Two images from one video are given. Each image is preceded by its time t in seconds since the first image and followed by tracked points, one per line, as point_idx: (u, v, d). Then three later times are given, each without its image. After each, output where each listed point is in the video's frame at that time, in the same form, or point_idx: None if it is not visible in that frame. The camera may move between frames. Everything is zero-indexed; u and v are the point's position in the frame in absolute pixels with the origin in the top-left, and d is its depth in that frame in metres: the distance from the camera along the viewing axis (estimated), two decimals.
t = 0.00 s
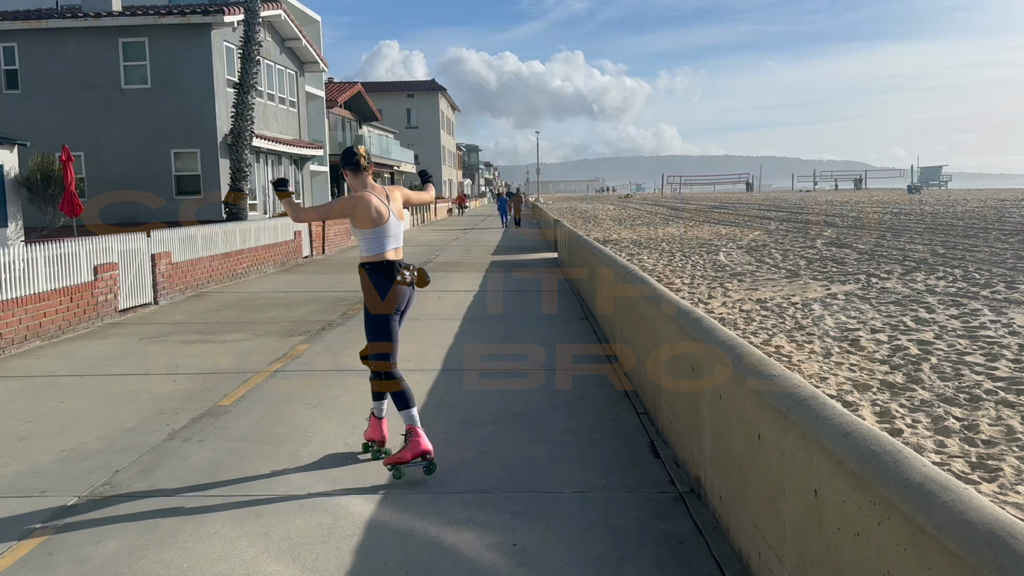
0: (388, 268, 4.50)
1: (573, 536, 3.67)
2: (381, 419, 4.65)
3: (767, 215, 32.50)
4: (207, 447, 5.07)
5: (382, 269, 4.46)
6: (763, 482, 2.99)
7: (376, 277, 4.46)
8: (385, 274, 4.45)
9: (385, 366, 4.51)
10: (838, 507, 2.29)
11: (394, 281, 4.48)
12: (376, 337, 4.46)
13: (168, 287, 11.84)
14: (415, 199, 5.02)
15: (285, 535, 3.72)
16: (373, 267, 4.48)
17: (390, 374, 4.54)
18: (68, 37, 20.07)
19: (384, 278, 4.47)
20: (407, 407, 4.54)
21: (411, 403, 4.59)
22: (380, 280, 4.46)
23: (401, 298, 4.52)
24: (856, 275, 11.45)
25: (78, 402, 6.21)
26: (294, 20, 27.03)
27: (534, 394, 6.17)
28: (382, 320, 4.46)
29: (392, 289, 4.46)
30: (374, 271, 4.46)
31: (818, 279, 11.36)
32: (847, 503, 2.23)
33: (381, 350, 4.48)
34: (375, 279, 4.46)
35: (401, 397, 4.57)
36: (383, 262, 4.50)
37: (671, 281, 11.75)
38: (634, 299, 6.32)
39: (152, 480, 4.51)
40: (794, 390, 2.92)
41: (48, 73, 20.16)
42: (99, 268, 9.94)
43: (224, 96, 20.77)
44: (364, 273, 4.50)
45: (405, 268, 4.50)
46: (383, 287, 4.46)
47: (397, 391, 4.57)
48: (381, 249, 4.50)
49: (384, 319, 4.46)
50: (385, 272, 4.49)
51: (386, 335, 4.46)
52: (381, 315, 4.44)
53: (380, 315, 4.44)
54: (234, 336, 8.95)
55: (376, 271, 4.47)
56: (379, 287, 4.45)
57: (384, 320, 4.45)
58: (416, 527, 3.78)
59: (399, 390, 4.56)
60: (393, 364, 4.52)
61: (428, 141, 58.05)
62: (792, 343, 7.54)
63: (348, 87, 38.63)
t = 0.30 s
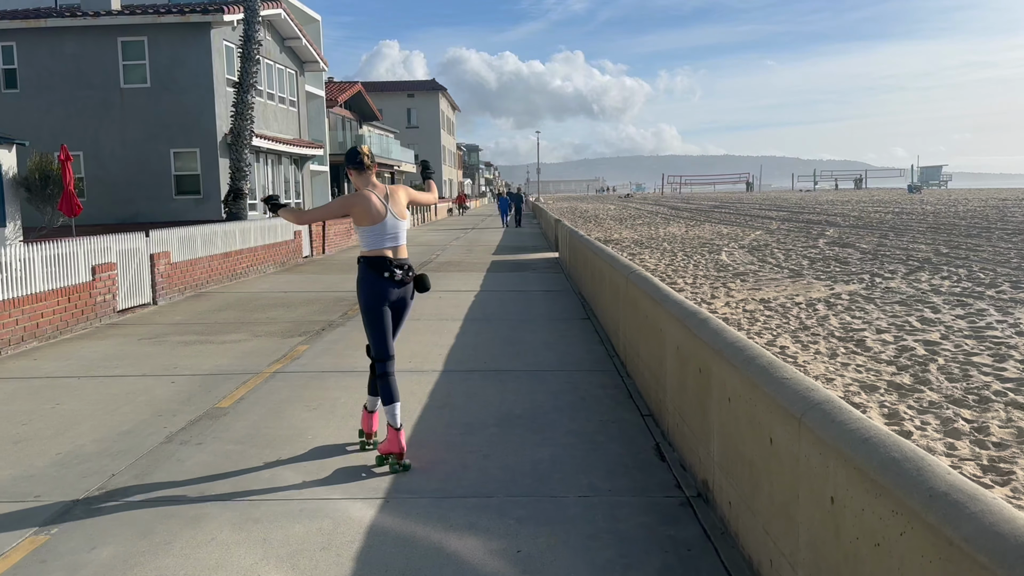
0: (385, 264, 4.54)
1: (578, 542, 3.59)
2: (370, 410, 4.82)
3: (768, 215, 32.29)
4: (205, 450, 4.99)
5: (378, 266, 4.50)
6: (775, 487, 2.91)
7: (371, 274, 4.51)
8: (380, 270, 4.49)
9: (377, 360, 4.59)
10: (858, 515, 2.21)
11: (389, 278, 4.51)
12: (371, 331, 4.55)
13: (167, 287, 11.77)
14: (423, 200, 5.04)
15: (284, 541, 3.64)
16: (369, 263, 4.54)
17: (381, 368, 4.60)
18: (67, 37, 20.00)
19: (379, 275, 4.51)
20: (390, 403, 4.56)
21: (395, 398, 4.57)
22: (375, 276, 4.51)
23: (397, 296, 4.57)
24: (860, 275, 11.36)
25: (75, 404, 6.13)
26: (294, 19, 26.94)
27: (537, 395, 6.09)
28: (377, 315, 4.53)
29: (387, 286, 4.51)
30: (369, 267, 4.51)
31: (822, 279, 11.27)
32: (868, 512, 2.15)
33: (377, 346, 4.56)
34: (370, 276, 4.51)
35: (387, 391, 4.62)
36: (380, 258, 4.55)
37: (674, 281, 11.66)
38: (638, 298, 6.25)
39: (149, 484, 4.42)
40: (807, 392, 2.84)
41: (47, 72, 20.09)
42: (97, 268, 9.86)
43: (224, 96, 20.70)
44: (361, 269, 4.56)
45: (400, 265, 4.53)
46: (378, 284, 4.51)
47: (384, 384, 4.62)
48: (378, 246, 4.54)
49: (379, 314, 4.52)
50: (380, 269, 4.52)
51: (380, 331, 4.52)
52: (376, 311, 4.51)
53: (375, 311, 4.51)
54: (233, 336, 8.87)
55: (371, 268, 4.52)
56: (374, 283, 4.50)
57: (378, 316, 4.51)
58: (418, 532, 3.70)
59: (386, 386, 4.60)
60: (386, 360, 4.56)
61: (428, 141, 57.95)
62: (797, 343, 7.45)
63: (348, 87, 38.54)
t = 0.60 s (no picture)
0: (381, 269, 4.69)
1: (585, 551, 3.51)
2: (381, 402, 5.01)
3: (768, 215, 32.13)
4: (204, 455, 4.91)
5: (373, 270, 4.66)
6: (788, 495, 2.84)
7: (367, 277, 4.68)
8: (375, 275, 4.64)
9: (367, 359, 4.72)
10: (878, 531, 2.13)
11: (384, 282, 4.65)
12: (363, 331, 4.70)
13: (166, 288, 11.69)
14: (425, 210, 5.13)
15: (283, 550, 3.56)
16: (367, 267, 4.70)
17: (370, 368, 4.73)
18: (66, 36, 19.91)
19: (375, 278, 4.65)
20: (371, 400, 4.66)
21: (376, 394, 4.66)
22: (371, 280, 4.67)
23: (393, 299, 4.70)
24: (864, 276, 11.27)
25: (71, 407, 6.05)
26: (293, 19, 26.85)
27: (539, 398, 6.01)
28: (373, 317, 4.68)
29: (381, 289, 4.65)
30: (367, 271, 4.68)
31: (825, 279, 11.21)
32: (889, 526, 2.07)
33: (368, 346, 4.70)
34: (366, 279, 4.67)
35: (375, 388, 4.75)
36: (378, 262, 4.70)
37: (676, 282, 11.58)
38: (642, 299, 6.17)
39: (146, 490, 4.33)
40: (821, 398, 2.76)
41: (45, 72, 19.99)
42: (95, 269, 9.76)
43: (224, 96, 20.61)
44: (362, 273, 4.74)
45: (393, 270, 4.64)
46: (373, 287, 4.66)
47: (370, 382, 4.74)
48: (375, 251, 4.69)
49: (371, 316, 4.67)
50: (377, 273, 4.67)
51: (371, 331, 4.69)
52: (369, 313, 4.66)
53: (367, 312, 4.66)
54: (231, 338, 8.78)
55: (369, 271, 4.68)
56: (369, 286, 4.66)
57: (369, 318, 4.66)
58: (421, 541, 3.62)
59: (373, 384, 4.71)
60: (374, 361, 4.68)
61: (428, 141, 57.80)
62: (803, 345, 7.37)
63: (348, 87, 38.40)
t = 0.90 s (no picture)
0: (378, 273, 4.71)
1: (590, 562, 3.42)
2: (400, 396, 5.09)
3: (769, 215, 32.02)
4: (202, 461, 4.81)
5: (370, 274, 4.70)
6: (802, 507, 2.76)
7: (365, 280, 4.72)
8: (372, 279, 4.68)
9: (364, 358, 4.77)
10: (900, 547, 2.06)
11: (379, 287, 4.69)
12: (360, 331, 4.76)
13: (164, 290, 11.61)
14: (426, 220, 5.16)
15: (282, 561, 3.48)
16: (367, 270, 4.74)
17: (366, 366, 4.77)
18: (65, 37, 19.83)
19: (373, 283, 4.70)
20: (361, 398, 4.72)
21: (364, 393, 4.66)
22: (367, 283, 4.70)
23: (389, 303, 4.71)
24: (868, 277, 11.19)
25: (68, 412, 5.96)
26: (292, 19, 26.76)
27: (542, 402, 5.92)
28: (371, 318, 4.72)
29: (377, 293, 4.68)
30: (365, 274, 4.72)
31: (829, 280, 11.14)
32: (912, 543, 2.00)
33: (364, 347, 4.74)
34: (365, 282, 4.73)
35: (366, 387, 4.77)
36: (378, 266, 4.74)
37: (678, 283, 11.49)
38: (646, 302, 6.10)
39: (142, 498, 4.25)
40: (838, 407, 2.69)
41: (43, 72, 19.90)
42: (93, 271, 9.68)
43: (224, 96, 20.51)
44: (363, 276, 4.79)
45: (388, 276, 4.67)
46: (370, 290, 4.70)
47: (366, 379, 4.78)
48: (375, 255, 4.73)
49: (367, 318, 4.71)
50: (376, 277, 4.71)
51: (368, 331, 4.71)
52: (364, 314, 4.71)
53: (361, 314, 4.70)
54: (231, 340, 8.70)
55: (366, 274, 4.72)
56: (366, 288, 4.71)
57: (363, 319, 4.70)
58: (423, 551, 3.54)
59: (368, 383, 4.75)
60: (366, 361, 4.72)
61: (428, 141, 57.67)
62: (808, 348, 7.29)
63: (349, 87, 38.29)
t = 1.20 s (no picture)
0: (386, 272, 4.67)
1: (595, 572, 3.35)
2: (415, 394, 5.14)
3: (769, 215, 31.94)
4: (200, 466, 4.74)
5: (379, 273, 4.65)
6: (814, 518, 2.69)
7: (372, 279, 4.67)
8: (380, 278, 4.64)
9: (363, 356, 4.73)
10: (919, 563, 1.99)
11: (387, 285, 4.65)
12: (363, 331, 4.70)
13: (162, 291, 11.53)
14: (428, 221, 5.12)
15: (280, 571, 3.40)
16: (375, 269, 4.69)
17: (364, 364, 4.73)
18: (63, 37, 19.75)
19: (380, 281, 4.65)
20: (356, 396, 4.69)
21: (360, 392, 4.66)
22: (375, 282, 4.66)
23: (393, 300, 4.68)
24: (871, 278, 11.11)
25: (64, 416, 5.88)
26: (291, 18, 26.67)
27: (544, 406, 5.84)
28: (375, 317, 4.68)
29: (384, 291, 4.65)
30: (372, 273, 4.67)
31: (832, 281, 11.05)
32: (933, 559, 1.93)
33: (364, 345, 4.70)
34: (371, 281, 4.68)
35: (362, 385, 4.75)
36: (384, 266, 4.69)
37: (679, 284, 11.42)
38: (649, 305, 6.02)
39: (138, 505, 4.16)
40: (851, 416, 2.61)
41: (42, 72, 19.82)
42: (90, 273, 9.60)
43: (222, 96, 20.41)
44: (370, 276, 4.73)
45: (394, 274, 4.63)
46: (376, 289, 4.66)
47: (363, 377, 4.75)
48: (383, 254, 4.67)
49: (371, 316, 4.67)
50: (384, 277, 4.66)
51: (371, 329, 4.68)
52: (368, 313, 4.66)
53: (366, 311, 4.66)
54: (229, 343, 8.63)
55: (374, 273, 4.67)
56: (372, 288, 4.66)
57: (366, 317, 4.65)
58: (423, 561, 3.46)
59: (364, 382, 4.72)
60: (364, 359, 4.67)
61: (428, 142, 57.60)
62: (812, 350, 7.21)
63: (349, 87, 38.23)
